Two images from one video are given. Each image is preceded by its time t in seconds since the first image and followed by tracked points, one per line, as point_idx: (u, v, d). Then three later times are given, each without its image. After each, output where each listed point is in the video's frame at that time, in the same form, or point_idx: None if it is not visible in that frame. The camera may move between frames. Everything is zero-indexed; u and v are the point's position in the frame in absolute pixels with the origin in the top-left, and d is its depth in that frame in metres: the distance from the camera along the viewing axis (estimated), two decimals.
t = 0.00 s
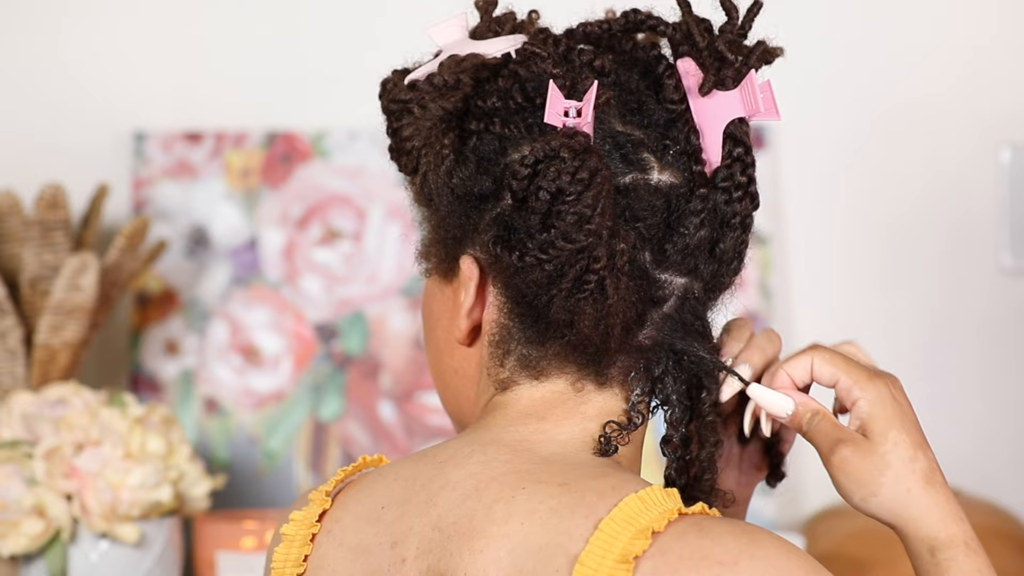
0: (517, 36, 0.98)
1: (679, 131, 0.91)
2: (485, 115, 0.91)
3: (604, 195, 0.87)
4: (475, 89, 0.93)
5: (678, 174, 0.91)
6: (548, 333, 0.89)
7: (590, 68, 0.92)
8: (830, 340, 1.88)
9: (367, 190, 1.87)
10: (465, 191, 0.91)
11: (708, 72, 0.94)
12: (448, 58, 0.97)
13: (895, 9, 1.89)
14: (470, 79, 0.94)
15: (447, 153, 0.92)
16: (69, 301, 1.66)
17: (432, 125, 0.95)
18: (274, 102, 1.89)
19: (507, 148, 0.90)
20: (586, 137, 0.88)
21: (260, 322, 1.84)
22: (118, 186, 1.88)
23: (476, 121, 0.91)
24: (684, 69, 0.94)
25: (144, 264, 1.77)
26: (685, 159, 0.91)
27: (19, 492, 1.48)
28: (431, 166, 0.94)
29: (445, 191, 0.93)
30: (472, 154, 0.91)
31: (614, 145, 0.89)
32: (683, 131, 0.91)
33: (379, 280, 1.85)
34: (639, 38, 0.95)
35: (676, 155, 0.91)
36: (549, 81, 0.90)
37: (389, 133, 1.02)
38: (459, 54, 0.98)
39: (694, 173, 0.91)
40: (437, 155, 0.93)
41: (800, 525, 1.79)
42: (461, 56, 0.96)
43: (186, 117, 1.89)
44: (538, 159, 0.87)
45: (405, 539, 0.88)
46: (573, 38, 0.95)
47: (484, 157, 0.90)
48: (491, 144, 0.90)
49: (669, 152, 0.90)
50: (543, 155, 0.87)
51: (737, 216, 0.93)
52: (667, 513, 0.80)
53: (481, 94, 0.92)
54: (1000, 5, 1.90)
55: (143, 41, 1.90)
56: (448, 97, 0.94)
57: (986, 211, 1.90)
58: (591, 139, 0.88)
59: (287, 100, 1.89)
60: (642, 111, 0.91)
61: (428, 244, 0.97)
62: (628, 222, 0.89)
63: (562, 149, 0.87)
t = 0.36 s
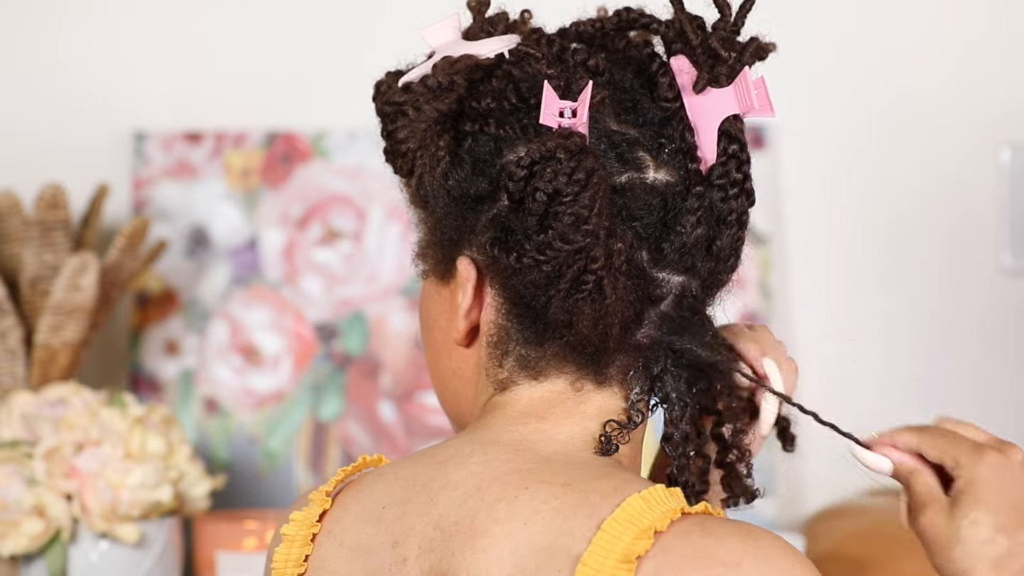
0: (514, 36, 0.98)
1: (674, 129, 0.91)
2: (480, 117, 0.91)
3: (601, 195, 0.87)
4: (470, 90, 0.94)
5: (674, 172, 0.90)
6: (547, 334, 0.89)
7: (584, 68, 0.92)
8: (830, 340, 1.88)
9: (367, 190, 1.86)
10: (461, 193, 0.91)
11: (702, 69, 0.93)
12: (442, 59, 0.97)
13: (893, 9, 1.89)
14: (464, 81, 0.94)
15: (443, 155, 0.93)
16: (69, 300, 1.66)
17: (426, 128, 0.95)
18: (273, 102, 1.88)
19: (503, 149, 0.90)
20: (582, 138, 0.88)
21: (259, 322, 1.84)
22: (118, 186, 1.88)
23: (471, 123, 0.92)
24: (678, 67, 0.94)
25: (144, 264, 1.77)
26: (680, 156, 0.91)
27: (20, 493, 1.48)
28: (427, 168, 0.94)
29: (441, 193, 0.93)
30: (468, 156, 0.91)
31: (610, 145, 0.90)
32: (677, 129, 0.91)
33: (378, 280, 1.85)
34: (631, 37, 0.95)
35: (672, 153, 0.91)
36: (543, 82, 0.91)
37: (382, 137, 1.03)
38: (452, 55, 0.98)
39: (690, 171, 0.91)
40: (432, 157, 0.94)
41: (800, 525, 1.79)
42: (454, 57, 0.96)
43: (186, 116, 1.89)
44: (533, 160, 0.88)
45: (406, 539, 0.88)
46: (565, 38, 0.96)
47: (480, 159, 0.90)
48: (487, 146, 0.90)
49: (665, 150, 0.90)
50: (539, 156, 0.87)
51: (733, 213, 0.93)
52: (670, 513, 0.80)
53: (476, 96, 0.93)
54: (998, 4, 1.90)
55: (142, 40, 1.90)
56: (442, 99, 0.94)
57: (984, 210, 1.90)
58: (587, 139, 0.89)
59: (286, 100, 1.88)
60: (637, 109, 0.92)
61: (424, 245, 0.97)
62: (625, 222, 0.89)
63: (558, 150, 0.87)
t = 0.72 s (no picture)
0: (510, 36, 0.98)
1: (677, 129, 0.91)
2: (484, 114, 0.91)
3: (601, 192, 0.87)
4: (474, 87, 0.93)
5: (676, 172, 0.90)
6: (546, 331, 0.89)
7: (587, 66, 0.92)
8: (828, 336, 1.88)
9: (368, 190, 1.87)
10: (463, 189, 0.91)
11: (707, 68, 0.93)
12: (446, 57, 0.97)
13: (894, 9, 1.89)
14: (468, 78, 0.93)
15: (446, 151, 0.92)
16: (69, 300, 1.66)
17: (430, 124, 0.95)
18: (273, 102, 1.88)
19: (505, 147, 0.90)
20: (583, 134, 0.88)
21: (260, 322, 1.84)
22: (118, 186, 1.88)
23: (474, 120, 0.91)
24: (683, 66, 0.94)
25: (144, 264, 1.77)
26: (683, 156, 0.91)
27: (19, 493, 1.48)
28: (429, 164, 0.94)
29: (443, 190, 0.93)
30: (470, 153, 0.91)
31: (612, 143, 0.89)
32: (681, 128, 0.91)
33: (379, 281, 1.85)
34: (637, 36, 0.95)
35: (675, 152, 0.90)
36: (547, 80, 0.90)
37: (386, 132, 1.03)
38: (457, 53, 0.98)
39: (693, 170, 0.90)
40: (434, 153, 0.93)
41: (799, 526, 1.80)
42: (459, 54, 0.96)
43: (186, 116, 1.89)
44: (534, 156, 0.87)
45: (404, 541, 0.88)
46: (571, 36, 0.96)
47: (482, 156, 0.90)
48: (490, 143, 0.90)
49: (668, 149, 0.90)
50: (540, 153, 0.87)
51: (736, 213, 0.92)
52: (666, 515, 0.80)
53: (479, 93, 0.92)
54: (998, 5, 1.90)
55: (143, 40, 1.89)
56: (446, 96, 0.94)
57: (985, 210, 1.90)
58: (589, 136, 0.88)
59: (286, 100, 1.88)
60: (641, 108, 0.91)
61: (425, 245, 0.97)
62: (626, 220, 0.88)
63: (559, 147, 0.87)
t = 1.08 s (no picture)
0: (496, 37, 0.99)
1: (665, 118, 0.91)
2: (473, 111, 0.91)
3: (588, 176, 0.87)
4: (462, 87, 0.93)
5: (665, 160, 0.90)
6: (539, 320, 0.89)
7: (573, 58, 0.92)
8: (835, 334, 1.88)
9: (369, 190, 1.87)
10: (453, 184, 0.91)
11: (693, 60, 0.93)
12: (434, 57, 0.97)
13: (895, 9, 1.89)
14: (457, 78, 0.94)
15: (435, 149, 0.92)
16: (69, 301, 1.66)
17: (419, 123, 0.95)
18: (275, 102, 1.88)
19: (494, 141, 0.90)
20: (569, 122, 0.87)
21: (260, 322, 1.84)
22: (118, 186, 1.88)
23: (463, 118, 0.91)
24: (669, 58, 0.93)
25: (144, 264, 1.77)
26: (672, 144, 0.91)
27: (19, 493, 1.48)
28: (419, 164, 0.94)
29: (434, 187, 0.93)
30: (459, 149, 0.91)
31: (600, 133, 0.89)
32: (669, 118, 0.91)
33: (380, 281, 1.85)
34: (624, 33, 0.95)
35: (663, 141, 0.90)
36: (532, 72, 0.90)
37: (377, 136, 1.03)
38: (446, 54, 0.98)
39: (681, 159, 0.91)
40: (424, 152, 0.94)
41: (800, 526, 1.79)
42: (447, 55, 0.96)
43: (187, 116, 1.89)
44: (522, 144, 0.87)
45: (400, 543, 0.88)
46: (558, 33, 0.95)
47: (471, 151, 0.90)
48: (478, 138, 0.90)
49: (656, 138, 0.90)
50: (526, 141, 0.87)
51: (727, 200, 0.92)
52: (663, 520, 0.80)
53: (468, 92, 0.92)
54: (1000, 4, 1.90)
55: (143, 40, 1.90)
56: (434, 95, 0.94)
57: (984, 204, 1.90)
58: (575, 124, 0.88)
59: (287, 100, 1.88)
60: (628, 99, 0.91)
61: (422, 242, 0.97)
62: (615, 206, 0.88)
63: (545, 134, 0.87)
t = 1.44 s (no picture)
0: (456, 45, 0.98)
1: (635, 106, 0.90)
2: (445, 117, 0.91)
3: (557, 169, 0.87)
4: (434, 94, 0.93)
5: (638, 147, 0.89)
6: (523, 317, 0.88)
7: (538, 55, 0.91)
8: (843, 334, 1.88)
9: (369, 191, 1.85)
10: (430, 191, 0.91)
11: (659, 45, 0.92)
12: (405, 66, 0.96)
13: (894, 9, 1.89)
14: (427, 85, 0.93)
15: (407, 157, 0.93)
16: (69, 300, 1.66)
17: (392, 134, 0.95)
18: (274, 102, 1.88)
19: (466, 144, 0.90)
20: (535, 117, 0.87)
21: (261, 322, 1.84)
22: (118, 186, 1.88)
23: (436, 125, 0.92)
24: (636, 46, 0.92)
25: (144, 264, 1.77)
26: (643, 131, 0.89)
27: (19, 493, 1.48)
28: (395, 173, 0.95)
29: (411, 195, 0.93)
30: (433, 155, 0.91)
31: (570, 126, 0.89)
32: (638, 105, 0.90)
33: (380, 281, 1.85)
34: (591, 27, 0.93)
35: (633, 128, 0.89)
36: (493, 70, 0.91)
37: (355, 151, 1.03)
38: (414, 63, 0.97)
39: (653, 144, 0.89)
40: (399, 161, 0.94)
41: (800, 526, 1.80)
42: (417, 64, 0.95)
43: (187, 116, 1.89)
44: (488, 143, 0.87)
45: (399, 544, 0.87)
46: (524, 33, 0.94)
47: (444, 156, 0.91)
48: (451, 143, 0.91)
49: (626, 126, 0.89)
50: (493, 139, 0.87)
51: (703, 181, 0.91)
52: (667, 522, 0.80)
53: (439, 98, 0.93)
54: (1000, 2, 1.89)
55: (143, 41, 1.90)
56: (405, 104, 0.94)
57: (984, 200, 1.88)
58: (542, 118, 0.88)
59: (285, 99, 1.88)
60: (597, 91, 0.90)
61: (407, 251, 0.97)
62: (588, 196, 0.87)
63: (511, 130, 0.86)
